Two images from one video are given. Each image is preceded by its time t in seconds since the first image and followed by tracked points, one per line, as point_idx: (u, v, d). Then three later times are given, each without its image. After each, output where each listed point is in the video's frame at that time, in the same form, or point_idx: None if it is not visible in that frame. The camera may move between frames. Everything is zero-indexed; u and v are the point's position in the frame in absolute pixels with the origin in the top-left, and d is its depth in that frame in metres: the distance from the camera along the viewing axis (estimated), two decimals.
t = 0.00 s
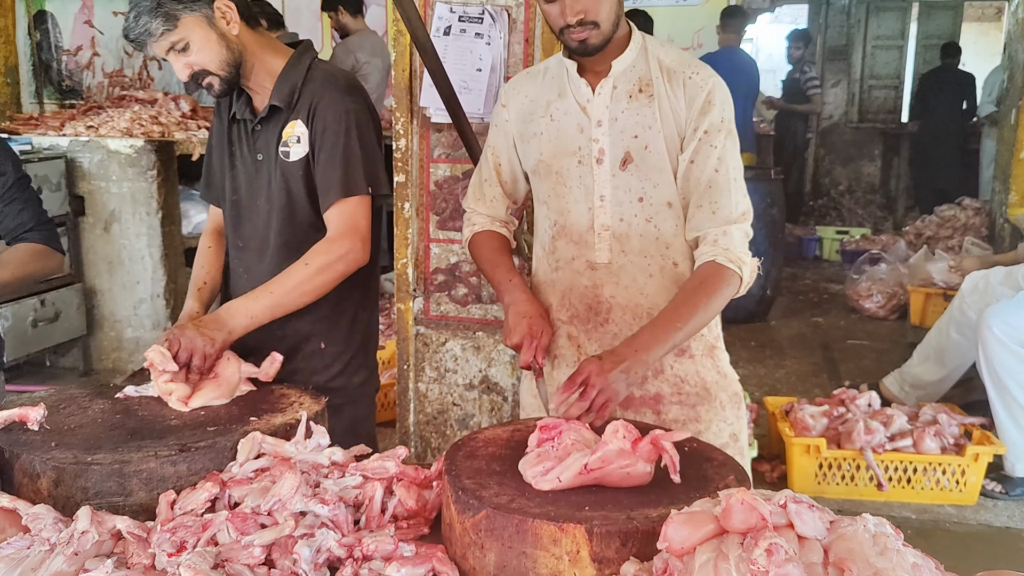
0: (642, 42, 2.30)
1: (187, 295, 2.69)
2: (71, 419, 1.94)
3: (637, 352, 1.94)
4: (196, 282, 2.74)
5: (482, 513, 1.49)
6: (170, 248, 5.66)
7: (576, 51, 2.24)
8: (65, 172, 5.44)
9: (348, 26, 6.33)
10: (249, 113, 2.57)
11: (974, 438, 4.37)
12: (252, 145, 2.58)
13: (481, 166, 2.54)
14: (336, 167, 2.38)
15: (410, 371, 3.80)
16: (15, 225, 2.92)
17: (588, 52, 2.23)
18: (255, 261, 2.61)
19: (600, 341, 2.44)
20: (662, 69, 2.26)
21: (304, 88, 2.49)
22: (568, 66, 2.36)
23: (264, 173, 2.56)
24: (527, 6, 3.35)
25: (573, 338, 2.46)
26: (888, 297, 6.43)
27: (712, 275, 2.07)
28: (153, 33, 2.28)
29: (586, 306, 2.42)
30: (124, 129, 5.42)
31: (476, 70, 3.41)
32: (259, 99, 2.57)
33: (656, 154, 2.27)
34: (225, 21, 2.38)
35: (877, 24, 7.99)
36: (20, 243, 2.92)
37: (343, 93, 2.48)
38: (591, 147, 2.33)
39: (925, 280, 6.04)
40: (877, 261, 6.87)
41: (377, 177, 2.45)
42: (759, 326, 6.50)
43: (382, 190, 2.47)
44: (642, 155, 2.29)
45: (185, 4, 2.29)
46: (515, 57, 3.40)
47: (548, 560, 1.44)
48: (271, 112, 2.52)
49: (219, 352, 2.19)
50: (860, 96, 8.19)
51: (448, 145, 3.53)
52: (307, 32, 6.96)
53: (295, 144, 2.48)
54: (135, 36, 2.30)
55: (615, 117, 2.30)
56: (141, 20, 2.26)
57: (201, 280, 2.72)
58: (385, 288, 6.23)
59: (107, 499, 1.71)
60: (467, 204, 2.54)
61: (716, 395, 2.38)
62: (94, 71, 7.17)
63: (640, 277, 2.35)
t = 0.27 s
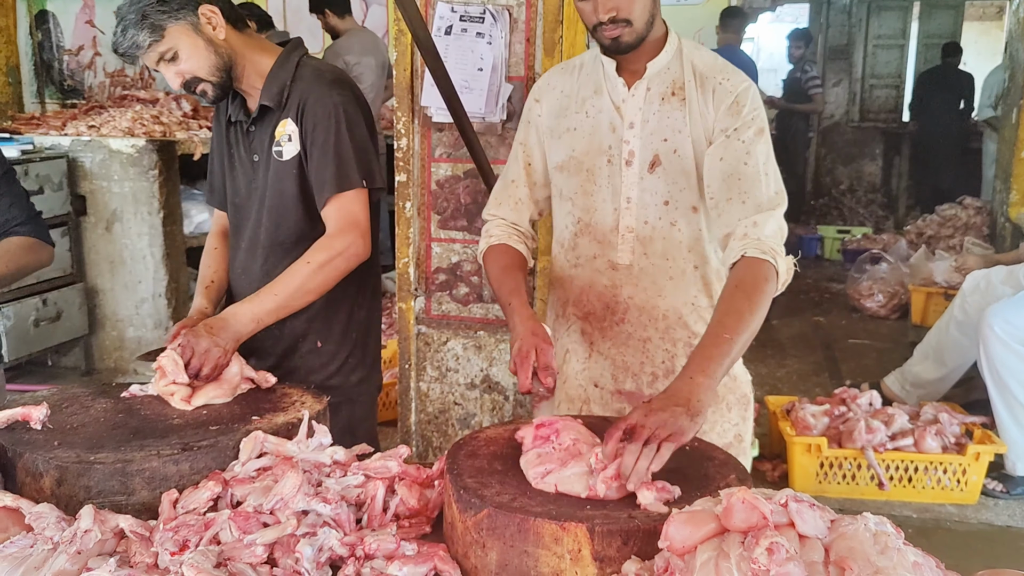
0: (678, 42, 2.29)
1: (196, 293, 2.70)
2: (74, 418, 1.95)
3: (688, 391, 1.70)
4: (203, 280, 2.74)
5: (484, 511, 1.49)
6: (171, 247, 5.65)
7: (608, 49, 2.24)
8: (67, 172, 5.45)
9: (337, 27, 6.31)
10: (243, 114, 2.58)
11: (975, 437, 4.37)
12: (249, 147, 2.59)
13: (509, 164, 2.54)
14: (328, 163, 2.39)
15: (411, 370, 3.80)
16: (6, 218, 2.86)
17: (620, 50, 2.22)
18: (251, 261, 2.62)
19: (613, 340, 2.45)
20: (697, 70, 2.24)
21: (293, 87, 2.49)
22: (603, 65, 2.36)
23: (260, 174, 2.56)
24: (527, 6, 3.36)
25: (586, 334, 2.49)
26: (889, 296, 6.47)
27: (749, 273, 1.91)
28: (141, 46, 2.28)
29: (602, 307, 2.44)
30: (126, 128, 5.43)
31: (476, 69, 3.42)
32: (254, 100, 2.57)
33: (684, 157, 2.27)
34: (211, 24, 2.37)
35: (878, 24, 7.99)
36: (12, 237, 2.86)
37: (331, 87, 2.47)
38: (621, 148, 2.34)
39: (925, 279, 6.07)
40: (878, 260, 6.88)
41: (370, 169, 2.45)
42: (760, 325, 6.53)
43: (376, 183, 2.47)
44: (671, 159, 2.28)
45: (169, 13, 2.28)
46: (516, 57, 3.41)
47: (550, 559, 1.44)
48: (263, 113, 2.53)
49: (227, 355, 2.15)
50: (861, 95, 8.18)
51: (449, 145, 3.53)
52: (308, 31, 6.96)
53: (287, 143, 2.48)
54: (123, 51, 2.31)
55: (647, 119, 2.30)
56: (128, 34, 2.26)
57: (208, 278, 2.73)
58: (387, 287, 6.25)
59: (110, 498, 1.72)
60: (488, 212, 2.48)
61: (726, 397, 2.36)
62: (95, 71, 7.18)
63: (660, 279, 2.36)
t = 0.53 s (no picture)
0: (722, 44, 2.25)
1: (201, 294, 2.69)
2: (72, 417, 1.95)
3: (745, 381, 1.81)
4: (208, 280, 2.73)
5: (483, 510, 1.49)
6: (171, 247, 5.65)
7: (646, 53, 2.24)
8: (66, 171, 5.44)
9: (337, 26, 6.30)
10: (247, 114, 2.57)
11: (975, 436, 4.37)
12: (253, 146, 2.58)
13: (551, 157, 2.54)
14: (334, 164, 2.38)
15: (411, 369, 3.80)
16: None
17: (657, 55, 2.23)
18: (255, 260, 2.62)
19: (629, 340, 2.46)
20: (739, 75, 2.20)
21: (297, 87, 2.49)
22: (644, 64, 2.35)
23: (264, 174, 2.56)
24: (527, 4, 3.35)
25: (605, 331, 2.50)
26: (888, 295, 6.49)
27: (811, 286, 1.94)
28: (146, 49, 2.28)
29: (621, 304, 2.45)
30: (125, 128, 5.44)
31: (476, 68, 3.41)
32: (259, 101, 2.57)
33: (717, 164, 2.25)
34: (216, 28, 2.37)
35: (877, 22, 8.00)
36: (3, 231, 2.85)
37: (334, 86, 2.46)
38: (654, 150, 2.32)
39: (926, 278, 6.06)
40: (877, 258, 6.88)
41: (373, 171, 2.46)
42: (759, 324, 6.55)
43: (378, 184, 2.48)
44: (704, 164, 2.27)
45: (173, 16, 2.29)
46: (516, 56, 3.40)
47: (549, 557, 1.44)
48: (267, 113, 2.53)
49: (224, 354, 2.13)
50: (861, 93, 8.16)
51: (449, 144, 3.53)
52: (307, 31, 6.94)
53: (292, 143, 2.47)
54: (127, 54, 2.31)
55: (683, 123, 2.28)
56: (132, 36, 2.26)
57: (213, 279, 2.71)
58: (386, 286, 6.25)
59: (109, 497, 1.71)
60: (530, 200, 2.50)
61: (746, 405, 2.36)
62: (94, 70, 7.18)
63: (679, 284, 2.35)
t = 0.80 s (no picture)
0: (746, 44, 2.25)
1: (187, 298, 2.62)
2: (71, 418, 1.95)
3: (737, 378, 1.82)
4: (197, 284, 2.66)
5: (481, 510, 1.49)
6: (170, 247, 5.66)
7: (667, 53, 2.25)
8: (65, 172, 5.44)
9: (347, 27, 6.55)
10: (252, 110, 2.58)
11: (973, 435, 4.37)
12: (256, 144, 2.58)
13: (571, 160, 2.50)
14: (337, 163, 2.39)
15: (409, 369, 3.80)
16: None
17: (678, 54, 2.23)
18: (254, 259, 2.62)
19: (646, 339, 2.48)
20: (764, 76, 2.21)
21: (306, 85, 2.50)
22: (670, 65, 2.35)
23: (267, 172, 2.56)
24: (525, 4, 3.35)
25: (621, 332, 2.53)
26: (887, 294, 6.50)
27: (816, 293, 1.95)
28: (157, 39, 2.27)
29: (639, 306, 2.46)
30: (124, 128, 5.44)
31: (474, 69, 3.41)
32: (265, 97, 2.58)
33: (742, 164, 2.25)
34: (227, 21, 2.37)
35: (876, 22, 7.98)
36: None
37: (341, 86, 2.48)
38: (679, 151, 2.32)
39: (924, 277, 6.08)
40: (876, 257, 6.88)
41: (377, 175, 2.46)
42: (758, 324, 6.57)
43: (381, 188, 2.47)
44: (728, 164, 2.27)
45: (187, 7, 2.28)
46: (514, 55, 3.40)
47: (547, 558, 1.45)
48: (274, 111, 2.53)
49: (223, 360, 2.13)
50: (860, 92, 8.16)
51: (447, 144, 3.53)
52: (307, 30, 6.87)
53: (297, 142, 2.47)
54: (138, 42, 2.30)
55: (708, 123, 2.28)
56: (144, 26, 2.25)
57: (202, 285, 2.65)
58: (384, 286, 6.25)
59: (107, 498, 1.72)
60: (547, 203, 2.43)
61: (758, 410, 2.36)
62: (93, 71, 7.18)
63: (700, 285, 2.36)
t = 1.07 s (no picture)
0: (739, 43, 2.26)
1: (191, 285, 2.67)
2: (70, 417, 1.95)
3: (715, 368, 1.90)
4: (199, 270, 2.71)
5: (480, 508, 1.49)
6: (169, 246, 5.66)
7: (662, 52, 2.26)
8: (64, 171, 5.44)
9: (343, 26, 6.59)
10: (252, 108, 2.56)
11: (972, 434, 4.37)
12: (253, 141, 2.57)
13: (546, 141, 2.47)
14: (342, 165, 2.39)
15: (409, 368, 3.80)
16: None
17: (674, 53, 2.24)
18: (253, 258, 2.62)
19: (641, 339, 2.45)
20: (757, 75, 2.22)
21: (308, 86, 2.50)
22: (662, 61, 2.34)
23: (265, 170, 2.55)
24: (524, 3, 3.35)
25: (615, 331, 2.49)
26: (886, 293, 6.52)
27: (801, 287, 2.01)
28: (162, 30, 2.26)
29: (634, 304, 2.43)
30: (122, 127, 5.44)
31: (473, 67, 3.40)
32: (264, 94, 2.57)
33: (735, 162, 2.26)
34: (236, 17, 2.38)
35: (876, 21, 7.99)
36: None
37: (347, 90, 2.49)
38: (671, 147, 2.32)
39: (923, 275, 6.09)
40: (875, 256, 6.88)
41: (380, 178, 2.47)
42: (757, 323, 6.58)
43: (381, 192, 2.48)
44: (722, 162, 2.27)
45: None
46: (513, 54, 3.40)
47: (546, 556, 1.45)
48: (274, 109, 2.52)
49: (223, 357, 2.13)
50: (859, 91, 8.16)
51: (446, 142, 3.53)
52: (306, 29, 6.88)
53: (299, 142, 2.47)
54: (141, 33, 2.28)
55: (701, 121, 2.28)
56: (150, 16, 2.24)
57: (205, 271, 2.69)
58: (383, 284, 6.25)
59: (106, 497, 1.72)
60: (518, 186, 2.44)
61: (753, 406, 2.36)
62: (92, 70, 7.18)
63: (694, 281, 2.35)
